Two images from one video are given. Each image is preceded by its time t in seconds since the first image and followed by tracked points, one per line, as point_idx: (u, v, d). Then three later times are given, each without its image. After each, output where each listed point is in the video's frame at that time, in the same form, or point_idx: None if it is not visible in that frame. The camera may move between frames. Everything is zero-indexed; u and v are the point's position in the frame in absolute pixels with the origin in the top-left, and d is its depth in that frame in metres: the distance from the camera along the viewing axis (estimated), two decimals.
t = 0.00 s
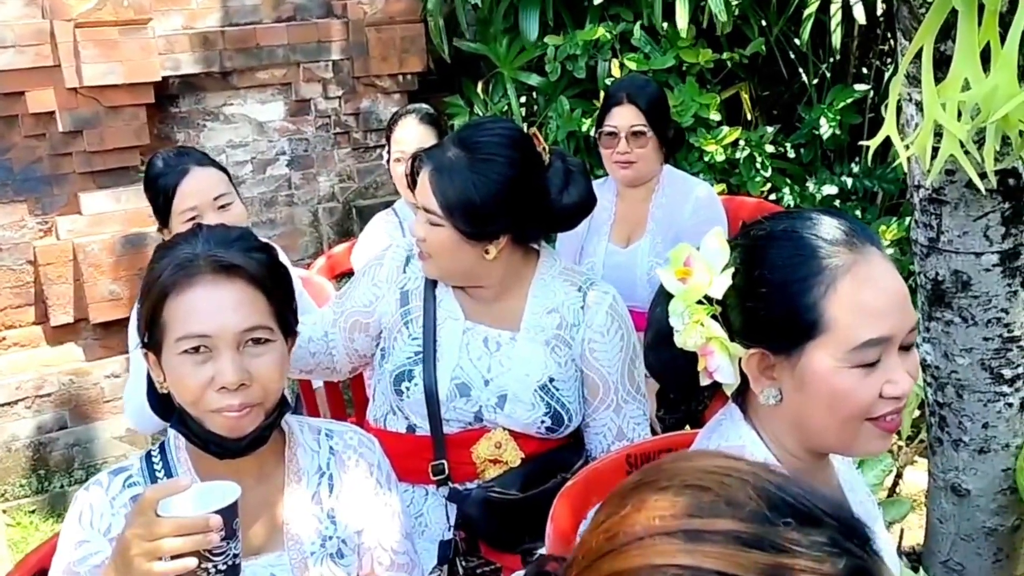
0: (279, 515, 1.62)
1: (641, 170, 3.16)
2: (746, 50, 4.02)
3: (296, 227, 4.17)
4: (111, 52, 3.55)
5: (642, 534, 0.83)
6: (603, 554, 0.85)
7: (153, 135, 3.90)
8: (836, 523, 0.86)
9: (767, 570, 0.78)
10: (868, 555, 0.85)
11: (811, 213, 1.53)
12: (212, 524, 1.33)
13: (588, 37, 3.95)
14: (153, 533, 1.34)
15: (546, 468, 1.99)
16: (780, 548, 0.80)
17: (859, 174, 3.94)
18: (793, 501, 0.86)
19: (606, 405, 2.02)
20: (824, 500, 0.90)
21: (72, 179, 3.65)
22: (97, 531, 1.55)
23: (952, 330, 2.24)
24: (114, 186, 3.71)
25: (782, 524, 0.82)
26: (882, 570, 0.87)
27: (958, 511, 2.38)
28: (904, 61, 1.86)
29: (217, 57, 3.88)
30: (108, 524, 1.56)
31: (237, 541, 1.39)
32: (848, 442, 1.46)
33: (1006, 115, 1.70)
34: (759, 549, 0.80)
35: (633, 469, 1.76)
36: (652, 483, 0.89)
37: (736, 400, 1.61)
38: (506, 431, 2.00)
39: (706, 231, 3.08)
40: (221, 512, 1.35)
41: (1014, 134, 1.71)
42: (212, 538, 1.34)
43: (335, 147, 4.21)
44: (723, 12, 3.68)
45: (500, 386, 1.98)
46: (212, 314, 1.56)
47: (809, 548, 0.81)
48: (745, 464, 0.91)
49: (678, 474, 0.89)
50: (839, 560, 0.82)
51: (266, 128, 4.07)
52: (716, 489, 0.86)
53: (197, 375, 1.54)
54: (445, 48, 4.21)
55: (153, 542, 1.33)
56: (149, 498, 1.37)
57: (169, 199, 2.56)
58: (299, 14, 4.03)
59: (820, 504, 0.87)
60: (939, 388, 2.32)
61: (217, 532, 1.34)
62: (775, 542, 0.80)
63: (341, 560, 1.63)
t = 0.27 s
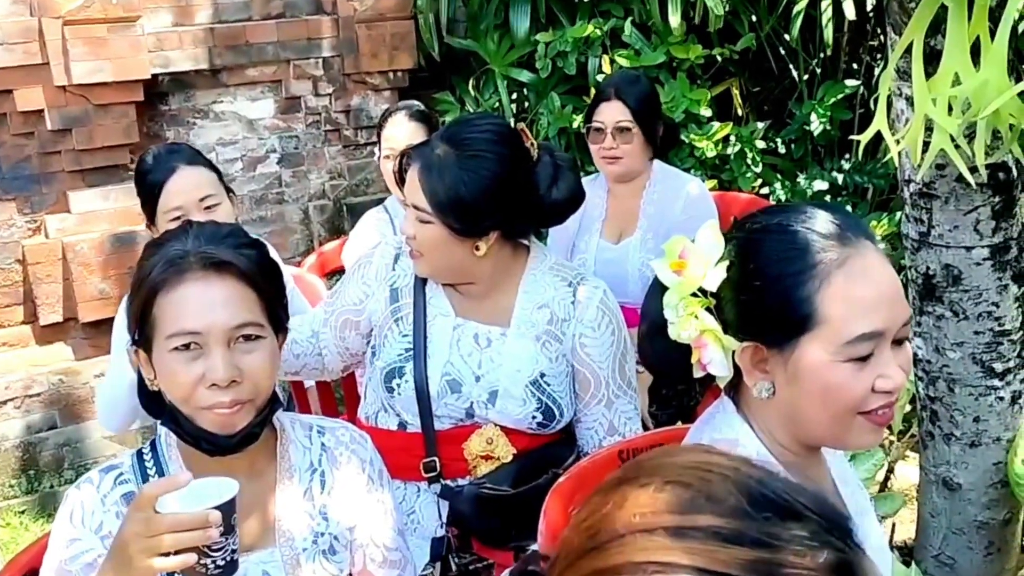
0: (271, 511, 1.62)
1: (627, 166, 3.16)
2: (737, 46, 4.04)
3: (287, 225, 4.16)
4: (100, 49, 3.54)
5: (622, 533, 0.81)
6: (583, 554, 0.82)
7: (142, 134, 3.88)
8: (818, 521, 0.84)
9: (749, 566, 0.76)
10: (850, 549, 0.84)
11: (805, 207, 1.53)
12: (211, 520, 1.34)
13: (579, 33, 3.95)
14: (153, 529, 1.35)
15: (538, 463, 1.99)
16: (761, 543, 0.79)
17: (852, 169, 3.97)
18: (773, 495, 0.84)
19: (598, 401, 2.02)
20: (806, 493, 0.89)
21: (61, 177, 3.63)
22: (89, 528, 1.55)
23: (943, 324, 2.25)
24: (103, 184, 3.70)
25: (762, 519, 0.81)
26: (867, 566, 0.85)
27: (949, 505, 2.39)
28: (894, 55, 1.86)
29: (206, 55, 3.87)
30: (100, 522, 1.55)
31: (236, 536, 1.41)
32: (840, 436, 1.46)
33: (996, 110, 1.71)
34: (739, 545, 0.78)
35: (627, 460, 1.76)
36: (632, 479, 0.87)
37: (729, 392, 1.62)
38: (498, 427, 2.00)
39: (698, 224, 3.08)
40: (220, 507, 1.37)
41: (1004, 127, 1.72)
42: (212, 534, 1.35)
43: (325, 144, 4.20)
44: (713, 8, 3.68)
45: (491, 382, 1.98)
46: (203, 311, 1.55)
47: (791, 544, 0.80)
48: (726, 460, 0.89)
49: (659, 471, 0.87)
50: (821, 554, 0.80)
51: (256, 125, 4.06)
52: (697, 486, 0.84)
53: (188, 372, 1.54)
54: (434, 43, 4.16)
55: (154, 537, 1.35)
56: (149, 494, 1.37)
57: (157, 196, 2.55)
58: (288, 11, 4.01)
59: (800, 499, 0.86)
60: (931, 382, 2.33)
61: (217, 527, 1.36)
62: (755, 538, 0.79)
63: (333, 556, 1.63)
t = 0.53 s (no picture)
0: (255, 506, 1.61)
1: (606, 160, 3.17)
2: (720, 40, 4.05)
3: (270, 222, 4.14)
4: (81, 46, 3.52)
5: (595, 529, 0.83)
6: (557, 551, 0.85)
7: (124, 131, 3.86)
8: (789, 511, 0.86)
9: (718, 558, 0.78)
10: (822, 539, 0.86)
11: (790, 200, 1.53)
12: (207, 518, 1.35)
13: (562, 28, 3.95)
14: (149, 528, 1.36)
15: (524, 457, 1.99)
16: (731, 535, 0.81)
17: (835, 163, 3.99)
18: (744, 486, 0.87)
19: (581, 395, 2.02)
20: (780, 484, 0.90)
21: (42, 175, 3.60)
22: (72, 526, 1.54)
23: (927, 316, 2.26)
24: (85, 182, 3.67)
25: (732, 511, 0.83)
26: (838, 552, 0.87)
27: (934, 497, 2.40)
28: (875, 49, 1.86)
29: (188, 52, 3.86)
30: (83, 520, 1.54)
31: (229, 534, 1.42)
32: (823, 427, 1.46)
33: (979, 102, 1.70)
34: (710, 537, 0.80)
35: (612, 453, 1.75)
36: (604, 475, 0.89)
37: (712, 384, 1.61)
38: (481, 423, 1.99)
39: (682, 217, 3.05)
40: (215, 505, 1.38)
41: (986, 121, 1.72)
42: (207, 532, 1.36)
43: (308, 141, 4.19)
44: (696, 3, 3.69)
45: (474, 377, 1.97)
46: (185, 307, 1.54)
47: (763, 535, 0.82)
48: (696, 452, 0.92)
49: (632, 467, 0.89)
50: (791, 545, 0.82)
51: (238, 122, 4.04)
52: (667, 480, 0.86)
53: (172, 368, 1.53)
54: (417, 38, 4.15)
55: (149, 536, 1.35)
56: (142, 493, 1.37)
57: (135, 194, 2.53)
58: (270, 7, 3.99)
59: (772, 488, 0.88)
60: (915, 374, 2.34)
61: (212, 525, 1.37)
62: (725, 530, 0.81)
63: (318, 551, 1.62)
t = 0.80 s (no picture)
0: (214, 501, 1.59)
1: (569, 156, 3.17)
2: (685, 35, 4.07)
3: (235, 222, 4.09)
4: (40, 45, 3.47)
5: (524, 501, 0.85)
6: (489, 525, 0.87)
7: (86, 131, 3.80)
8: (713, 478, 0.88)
9: (639, 527, 0.80)
10: (744, 508, 0.87)
11: (741, 188, 1.53)
12: (168, 512, 1.34)
13: (527, 24, 3.96)
14: (111, 524, 1.34)
15: (486, 453, 1.98)
16: (653, 506, 0.82)
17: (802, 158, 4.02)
18: (667, 459, 0.88)
19: (544, 389, 2.01)
20: (714, 464, 0.91)
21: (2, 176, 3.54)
22: (29, 523, 1.51)
23: (889, 307, 2.27)
24: (46, 182, 3.60)
25: (653, 483, 0.84)
26: (764, 522, 0.88)
27: (900, 488, 2.41)
28: (834, 41, 1.85)
29: (151, 50, 3.82)
30: (41, 516, 1.52)
31: (191, 529, 1.40)
32: (773, 415, 1.46)
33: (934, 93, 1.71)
34: (631, 507, 0.82)
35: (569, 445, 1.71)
36: (538, 453, 0.91)
37: (667, 370, 1.61)
38: (443, 418, 1.97)
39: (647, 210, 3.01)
40: (177, 499, 1.37)
41: (942, 111, 1.73)
42: (168, 526, 1.35)
43: (273, 139, 4.15)
44: None
45: (436, 373, 1.96)
46: (141, 302, 1.52)
47: (684, 505, 0.83)
48: (628, 429, 0.92)
49: (562, 442, 0.91)
50: (710, 512, 0.84)
51: (202, 121, 4.00)
52: (594, 455, 0.87)
53: (128, 363, 1.51)
54: (382, 38, 4.24)
55: (111, 532, 1.34)
56: (105, 488, 1.35)
57: (92, 195, 2.50)
58: (233, 5, 3.96)
59: (695, 461, 0.89)
60: (879, 365, 2.35)
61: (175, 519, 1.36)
62: (647, 501, 0.83)
63: (278, 546, 1.60)
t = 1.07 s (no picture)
0: (122, 493, 1.56)
1: (493, 150, 3.15)
2: (611, 29, 4.11)
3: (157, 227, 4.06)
4: None
5: (386, 453, 0.91)
6: (358, 475, 0.93)
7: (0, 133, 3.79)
8: (568, 425, 0.94)
9: (492, 472, 0.86)
10: (596, 452, 0.93)
11: (640, 166, 1.53)
12: (76, 505, 1.30)
13: (451, 19, 3.94)
14: (16, 517, 1.30)
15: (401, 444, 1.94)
16: (508, 453, 0.88)
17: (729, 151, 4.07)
18: (525, 412, 0.93)
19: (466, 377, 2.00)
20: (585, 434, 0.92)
21: None
22: None
23: (806, 292, 2.30)
24: None
25: (508, 433, 0.90)
26: (618, 465, 0.94)
27: (822, 470, 2.46)
28: (745, 28, 1.86)
29: (66, 50, 3.75)
30: None
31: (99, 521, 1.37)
32: (672, 388, 1.46)
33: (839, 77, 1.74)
34: (486, 455, 0.88)
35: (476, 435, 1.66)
36: (404, 407, 0.98)
37: (572, 347, 1.61)
38: (363, 412, 1.94)
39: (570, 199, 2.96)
40: (85, 491, 1.33)
41: (847, 93, 1.76)
42: (77, 518, 1.32)
43: (195, 140, 4.07)
44: None
45: (354, 365, 1.94)
46: (39, 292, 1.48)
47: (536, 452, 0.89)
48: (490, 383, 0.99)
49: (425, 398, 0.97)
50: (565, 459, 0.90)
51: (120, 122, 3.92)
52: (453, 407, 0.93)
53: (26, 354, 1.47)
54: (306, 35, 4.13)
55: (15, 526, 1.30)
56: (9, 482, 1.30)
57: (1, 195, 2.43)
58: (151, 3, 3.88)
59: (550, 412, 0.95)
60: (798, 349, 2.38)
61: (82, 511, 1.32)
62: (502, 448, 0.88)
63: (189, 538, 1.58)
